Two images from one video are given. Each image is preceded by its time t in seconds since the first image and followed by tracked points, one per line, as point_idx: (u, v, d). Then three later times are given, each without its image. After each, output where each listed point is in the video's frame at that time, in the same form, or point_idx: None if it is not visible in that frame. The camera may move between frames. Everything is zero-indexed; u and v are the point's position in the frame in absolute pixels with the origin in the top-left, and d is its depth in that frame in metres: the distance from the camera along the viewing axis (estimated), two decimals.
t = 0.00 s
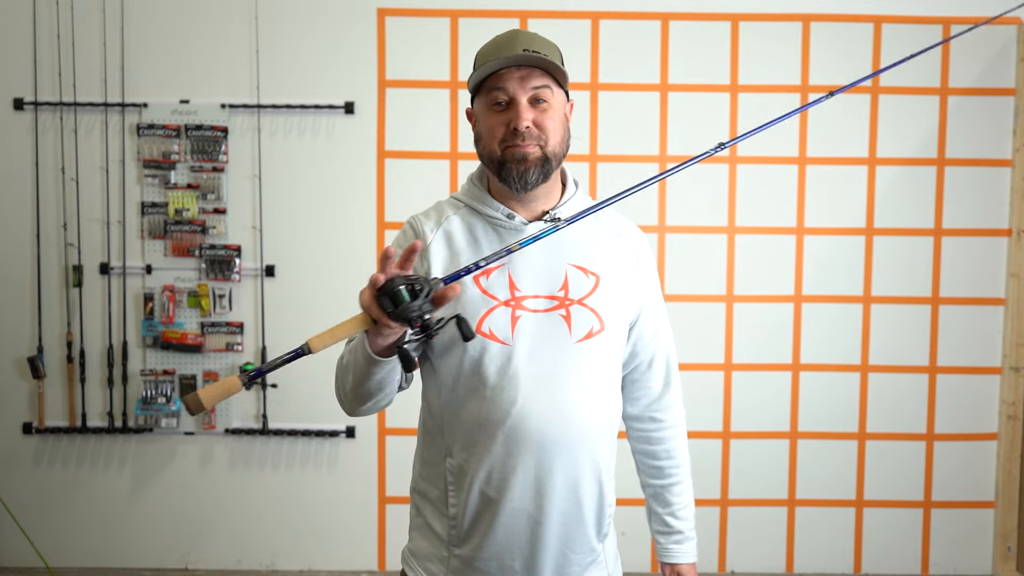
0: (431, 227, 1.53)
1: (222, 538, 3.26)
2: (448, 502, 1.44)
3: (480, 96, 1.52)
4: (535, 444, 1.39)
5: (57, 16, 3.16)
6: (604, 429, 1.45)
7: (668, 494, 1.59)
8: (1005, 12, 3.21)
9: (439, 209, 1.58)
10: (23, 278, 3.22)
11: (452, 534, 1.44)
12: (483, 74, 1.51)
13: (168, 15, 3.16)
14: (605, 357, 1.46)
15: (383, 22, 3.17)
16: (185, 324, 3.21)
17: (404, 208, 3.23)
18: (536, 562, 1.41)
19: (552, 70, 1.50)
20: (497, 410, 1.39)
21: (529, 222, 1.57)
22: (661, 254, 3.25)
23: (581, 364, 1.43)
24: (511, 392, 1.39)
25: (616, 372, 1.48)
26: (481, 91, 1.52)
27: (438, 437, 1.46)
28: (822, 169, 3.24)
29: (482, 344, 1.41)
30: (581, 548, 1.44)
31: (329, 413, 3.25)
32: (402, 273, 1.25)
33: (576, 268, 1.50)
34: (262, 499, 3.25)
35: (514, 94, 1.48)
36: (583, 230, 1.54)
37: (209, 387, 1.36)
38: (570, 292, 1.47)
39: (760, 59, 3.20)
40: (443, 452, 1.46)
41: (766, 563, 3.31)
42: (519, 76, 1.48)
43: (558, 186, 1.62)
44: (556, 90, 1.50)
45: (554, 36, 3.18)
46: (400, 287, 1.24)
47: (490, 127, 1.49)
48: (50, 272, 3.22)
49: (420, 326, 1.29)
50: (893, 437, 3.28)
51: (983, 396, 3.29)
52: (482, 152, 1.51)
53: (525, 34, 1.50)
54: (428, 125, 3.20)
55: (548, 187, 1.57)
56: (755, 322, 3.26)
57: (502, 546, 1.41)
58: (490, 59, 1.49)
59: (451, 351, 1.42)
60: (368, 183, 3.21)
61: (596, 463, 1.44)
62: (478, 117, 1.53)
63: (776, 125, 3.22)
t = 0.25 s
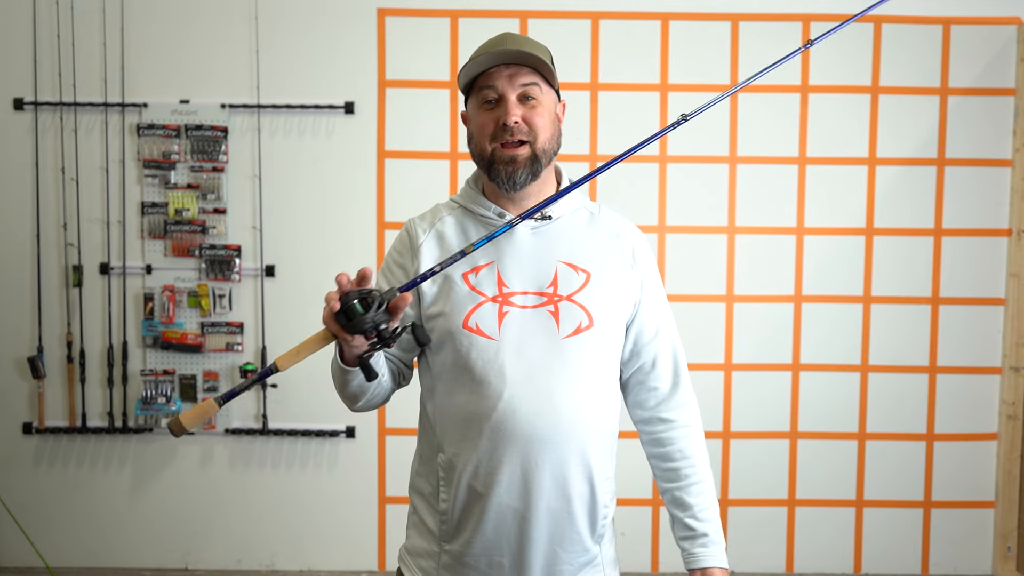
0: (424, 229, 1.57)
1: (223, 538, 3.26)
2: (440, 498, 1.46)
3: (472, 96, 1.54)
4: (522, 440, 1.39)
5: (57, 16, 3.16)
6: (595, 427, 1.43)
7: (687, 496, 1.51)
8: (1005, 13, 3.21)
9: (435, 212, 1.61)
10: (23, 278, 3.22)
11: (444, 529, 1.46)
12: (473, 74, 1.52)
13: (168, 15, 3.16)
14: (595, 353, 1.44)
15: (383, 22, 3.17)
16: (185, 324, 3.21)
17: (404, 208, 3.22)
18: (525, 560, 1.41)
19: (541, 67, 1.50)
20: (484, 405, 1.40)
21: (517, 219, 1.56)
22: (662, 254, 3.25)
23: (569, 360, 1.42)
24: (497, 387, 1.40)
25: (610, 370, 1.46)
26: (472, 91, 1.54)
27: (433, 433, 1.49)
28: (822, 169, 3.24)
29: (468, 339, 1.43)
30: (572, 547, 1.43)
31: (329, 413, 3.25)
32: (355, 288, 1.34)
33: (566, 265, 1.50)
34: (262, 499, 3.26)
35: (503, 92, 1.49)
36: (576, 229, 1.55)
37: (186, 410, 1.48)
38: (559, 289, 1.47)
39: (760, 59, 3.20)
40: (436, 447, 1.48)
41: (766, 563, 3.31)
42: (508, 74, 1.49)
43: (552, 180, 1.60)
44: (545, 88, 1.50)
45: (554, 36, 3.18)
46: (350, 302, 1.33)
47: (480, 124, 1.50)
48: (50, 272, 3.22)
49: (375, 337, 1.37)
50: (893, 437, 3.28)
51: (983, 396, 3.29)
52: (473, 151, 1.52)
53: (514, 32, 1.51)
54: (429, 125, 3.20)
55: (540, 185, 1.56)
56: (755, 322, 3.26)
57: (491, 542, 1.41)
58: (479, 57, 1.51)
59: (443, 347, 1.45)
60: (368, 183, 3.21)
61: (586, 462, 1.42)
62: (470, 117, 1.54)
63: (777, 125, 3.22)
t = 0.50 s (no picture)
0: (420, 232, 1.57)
1: (223, 538, 3.26)
2: (432, 495, 1.46)
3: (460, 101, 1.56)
4: (512, 435, 1.39)
5: (57, 16, 3.16)
6: (588, 425, 1.43)
7: (712, 479, 1.48)
8: (1005, 12, 3.21)
9: (431, 215, 1.61)
10: (23, 278, 3.22)
11: (436, 526, 1.45)
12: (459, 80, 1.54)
13: (168, 15, 3.16)
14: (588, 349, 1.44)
15: (383, 22, 3.17)
16: (185, 324, 3.21)
17: (404, 208, 3.22)
18: (516, 557, 1.41)
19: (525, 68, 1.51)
20: (475, 400, 1.41)
21: (513, 219, 1.55)
22: (662, 254, 3.25)
23: (561, 357, 1.42)
24: (487, 382, 1.41)
25: (603, 367, 1.46)
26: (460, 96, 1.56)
27: (426, 430, 1.49)
28: (822, 169, 3.24)
29: (461, 336, 1.43)
30: (565, 545, 1.42)
31: (329, 413, 3.25)
32: (319, 288, 1.36)
33: (559, 263, 1.50)
34: (262, 499, 3.25)
35: (488, 96, 1.50)
36: (571, 228, 1.54)
37: (175, 416, 1.55)
38: (552, 286, 1.47)
39: (760, 59, 3.20)
40: (429, 445, 1.48)
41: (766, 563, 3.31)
42: (492, 79, 1.51)
43: (546, 181, 1.59)
44: (530, 88, 1.51)
45: (553, 36, 3.18)
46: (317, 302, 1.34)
47: (469, 129, 1.52)
48: (50, 272, 3.22)
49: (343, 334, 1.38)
50: (893, 437, 3.28)
51: (983, 396, 3.29)
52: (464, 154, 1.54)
53: (499, 36, 1.52)
54: (429, 125, 3.20)
55: (533, 182, 1.55)
56: (755, 322, 3.26)
57: (482, 538, 1.41)
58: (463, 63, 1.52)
59: (437, 344, 1.47)
60: (368, 183, 3.21)
61: (577, 459, 1.42)
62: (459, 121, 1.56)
63: (777, 125, 3.22)
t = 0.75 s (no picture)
0: (415, 231, 1.56)
1: (223, 538, 3.26)
2: (430, 494, 1.45)
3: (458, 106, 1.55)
4: (511, 433, 1.39)
5: (57, 16, 3.15)
6: (585, 422, 1.44)
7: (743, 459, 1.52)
8: (1005, 12, 3.21)
9: (426, 214, 1.60)
10: (23, 278, 3.22)
11: (434, 526, 1.45)
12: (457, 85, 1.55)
13: (168, 15, 3.16)
14: (585, 347, 1.45)
15: (383, 22, 3.17)
16: (185, 324, 3.21)
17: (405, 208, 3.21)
18: (515, 556, 1.41)
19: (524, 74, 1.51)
20: (473, 398, 1.41)
21: (509, 219, 1.55)
22: (662, 254, 3.25)
23: (559, 354, 1.43)
24: (485, 379, 1.40)
25: (599, 365, 1.47)
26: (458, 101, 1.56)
27: (423, 429, 1.48)
28: (822, 169, 3.24)
29: (458, 334, 1.43)
30: (563, 542, 1.42)
31: (329, 413, 3.25)
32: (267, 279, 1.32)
33: (555, 262, 1.50)
34: (262, 499, 3.25)
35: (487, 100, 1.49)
36: (566, 228, 1.55)
37: (160, 424, 1.50)
38: (549, 284, 1.47)
39: (760, 59, 3.20)
40: (426, 444, 1.48)
41: (766, 563, 3.31)
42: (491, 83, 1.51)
43: (540, 182, 1.60)
44: (529, 93, 1.51)
45: (554, 36, 3.18)
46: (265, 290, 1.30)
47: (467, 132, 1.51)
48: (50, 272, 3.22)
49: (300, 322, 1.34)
50: (893, 437, 3.28)
51: (983, 396, 3.29)
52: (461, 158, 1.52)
53: (498, 41, 1.53)
54: (429, 125, 3.20)
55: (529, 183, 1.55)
56: (755, 322, 3.26)
57: (481, 537, 1.41)
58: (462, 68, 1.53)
59: (434, 343, 1.46)
60: (368, 184, 3.21)
61: (575, 456, 1.42)
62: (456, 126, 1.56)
63: (778, 126, 3.22)
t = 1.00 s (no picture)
0: (409, 232, 1.54)
1: (223, 538, 3.26)
2: (431, 496, 1.45)
3: (456, 104, 1.54)
4: (514, 434, 1.40)
5: (57, 16, 3.16)
6: (585, 421, 1.44)
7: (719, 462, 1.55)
8: (1005, 12, 3.21)
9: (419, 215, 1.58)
10: (23, 278, 3.22)
11: (436, 528, 1.44)
12: (456, 82, 1.53)
13: (168, 15, 3.16)
14: (584, 347, 1.46)
15: (383, 22, 3.17)
16: (185, 324, 3.21)
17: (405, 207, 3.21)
18: (519, 556, 1.41)
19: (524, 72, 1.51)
20: (475, 399, 1.41)
21: (505, 219, 1.54)
22: (661, 254, 3.25)
23: (559, 354, 1.43)
24: (487, 380, 1.41)
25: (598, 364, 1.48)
26: (456, 99, 1.54)
27: (421, 431, 1.47)
28: (822, 169, 3.24)
29: (459, 336, 1.43)
30: (566, 540, 1.43)
31: (329, 413, 3.25)
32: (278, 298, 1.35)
33: (553, 262, 1.50)
34: (262, 498, 3.26)
35: (488, 99, 1.50)
36: (561, 228, 1.54)
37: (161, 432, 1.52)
38: (547, 284, 1.47)
39: (760, 60, 3.20)
40: (426, 446, 1.47)
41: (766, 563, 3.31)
42: (491, 82, 1.50)
43: (536, 182, 1.58)
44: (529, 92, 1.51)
45: (554, 36, 3.18)
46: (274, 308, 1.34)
47: (467, 130, 1.50)
48: (50, 272, 3.22)
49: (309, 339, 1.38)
50: (893, 437, 3.28)
51: (983, 396, 3.29)
52: (460, 157, 1.51)
53: (497, 38, 1.52)
54: (429, 125, 3.19)
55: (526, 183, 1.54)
56: (754, 322, 3.26)
57: (485, 537, 1.41)
58: (462, 65, 1.51)
59: (433, 345, 1.45)
60: (368, 184, 3.21)
61: (577, 455, 1.43)
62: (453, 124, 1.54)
63: (777, 126, 3.22)
